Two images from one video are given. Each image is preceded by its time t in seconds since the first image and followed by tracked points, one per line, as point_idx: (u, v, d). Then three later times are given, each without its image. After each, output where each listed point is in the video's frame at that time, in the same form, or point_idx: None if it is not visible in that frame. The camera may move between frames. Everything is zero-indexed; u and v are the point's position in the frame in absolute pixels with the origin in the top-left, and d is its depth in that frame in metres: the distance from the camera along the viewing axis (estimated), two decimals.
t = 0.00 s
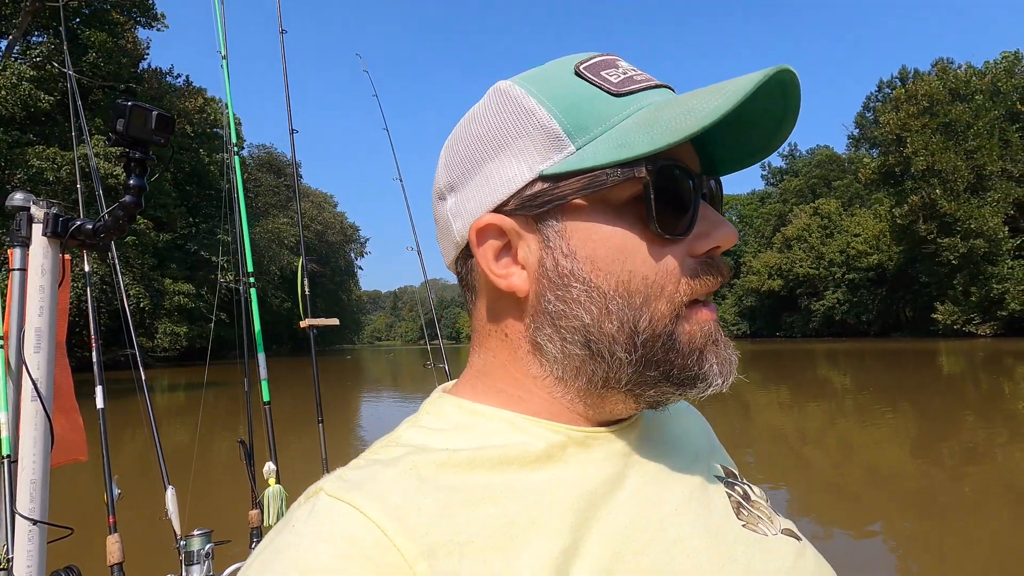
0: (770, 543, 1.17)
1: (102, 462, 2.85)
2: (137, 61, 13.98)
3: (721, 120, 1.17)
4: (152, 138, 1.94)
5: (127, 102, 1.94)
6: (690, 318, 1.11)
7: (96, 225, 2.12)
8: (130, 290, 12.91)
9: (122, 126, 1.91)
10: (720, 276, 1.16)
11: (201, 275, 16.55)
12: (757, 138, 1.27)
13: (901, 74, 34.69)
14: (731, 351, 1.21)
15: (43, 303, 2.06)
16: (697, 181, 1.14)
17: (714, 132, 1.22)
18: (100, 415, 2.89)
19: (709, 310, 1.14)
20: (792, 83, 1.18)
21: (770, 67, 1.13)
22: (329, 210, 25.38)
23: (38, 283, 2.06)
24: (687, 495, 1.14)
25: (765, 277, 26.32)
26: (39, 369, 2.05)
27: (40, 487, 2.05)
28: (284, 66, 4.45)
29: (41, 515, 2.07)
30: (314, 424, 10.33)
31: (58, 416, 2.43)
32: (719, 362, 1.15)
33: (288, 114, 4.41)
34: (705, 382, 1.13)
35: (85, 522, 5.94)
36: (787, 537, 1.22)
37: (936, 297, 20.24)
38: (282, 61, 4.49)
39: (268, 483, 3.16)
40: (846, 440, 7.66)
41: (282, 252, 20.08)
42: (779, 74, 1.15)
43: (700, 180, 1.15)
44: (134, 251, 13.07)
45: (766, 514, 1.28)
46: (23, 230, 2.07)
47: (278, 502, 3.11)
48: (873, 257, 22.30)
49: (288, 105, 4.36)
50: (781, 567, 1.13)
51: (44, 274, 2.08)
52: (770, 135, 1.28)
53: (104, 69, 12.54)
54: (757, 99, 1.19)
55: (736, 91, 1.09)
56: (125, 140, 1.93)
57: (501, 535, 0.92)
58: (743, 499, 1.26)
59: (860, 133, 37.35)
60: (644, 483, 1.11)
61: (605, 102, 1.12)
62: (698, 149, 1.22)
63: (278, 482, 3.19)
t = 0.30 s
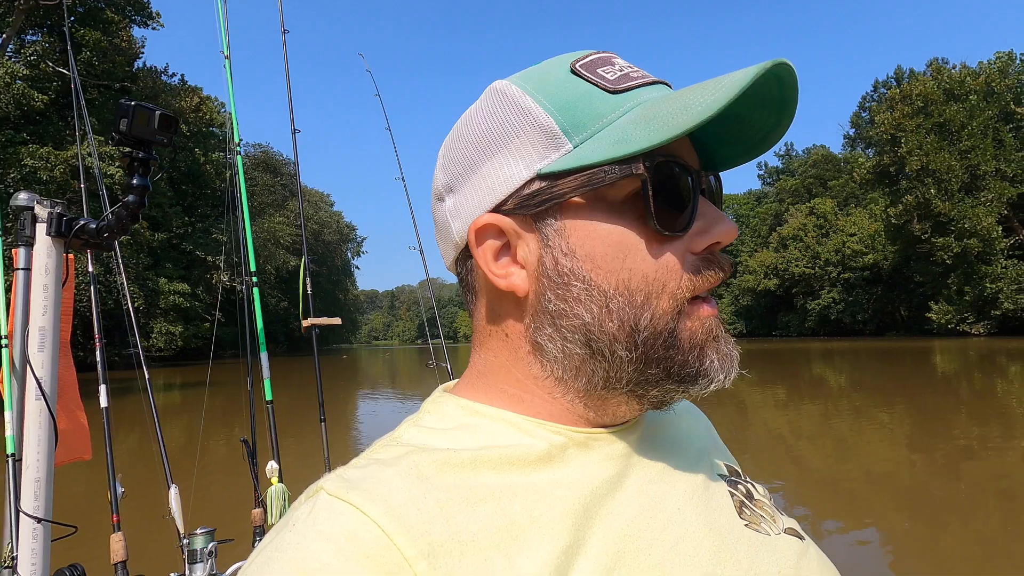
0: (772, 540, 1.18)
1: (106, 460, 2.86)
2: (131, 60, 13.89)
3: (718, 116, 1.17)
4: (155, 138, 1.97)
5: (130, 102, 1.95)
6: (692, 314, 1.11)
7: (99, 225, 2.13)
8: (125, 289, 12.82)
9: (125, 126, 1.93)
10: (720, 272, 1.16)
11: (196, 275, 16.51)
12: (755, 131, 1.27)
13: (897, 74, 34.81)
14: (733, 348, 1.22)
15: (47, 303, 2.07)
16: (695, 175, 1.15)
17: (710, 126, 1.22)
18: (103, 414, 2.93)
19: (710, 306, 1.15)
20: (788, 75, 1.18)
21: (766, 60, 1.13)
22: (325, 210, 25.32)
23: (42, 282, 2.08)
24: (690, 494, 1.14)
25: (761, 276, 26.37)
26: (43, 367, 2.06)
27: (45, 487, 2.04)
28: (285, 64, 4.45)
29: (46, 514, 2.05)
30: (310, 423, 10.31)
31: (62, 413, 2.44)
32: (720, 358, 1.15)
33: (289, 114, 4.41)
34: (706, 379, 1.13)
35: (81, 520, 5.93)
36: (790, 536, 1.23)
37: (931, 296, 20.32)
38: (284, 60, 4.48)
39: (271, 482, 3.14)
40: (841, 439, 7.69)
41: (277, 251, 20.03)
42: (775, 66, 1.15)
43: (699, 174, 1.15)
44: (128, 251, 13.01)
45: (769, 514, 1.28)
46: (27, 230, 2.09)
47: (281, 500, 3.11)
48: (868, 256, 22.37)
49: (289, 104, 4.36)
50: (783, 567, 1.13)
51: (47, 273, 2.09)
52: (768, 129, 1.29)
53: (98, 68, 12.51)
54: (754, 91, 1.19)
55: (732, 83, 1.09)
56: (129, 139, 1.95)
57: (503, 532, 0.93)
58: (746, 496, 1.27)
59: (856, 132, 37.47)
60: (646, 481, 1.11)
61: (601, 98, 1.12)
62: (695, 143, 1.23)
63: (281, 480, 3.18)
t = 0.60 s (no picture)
0: (773, 538, 1.18)
1: (106, 461, 2.85)
2: (125, 58, 13.81)
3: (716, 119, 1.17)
4: (154, 139, 1.95)
5: (128, 104, 1.94)
6: (688, 322, 1.11)
7: (98, 226, 2.12)
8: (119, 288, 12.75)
9: (124, 127, 1.91)
10: (718, 278, 1.16)
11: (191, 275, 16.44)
12: (754, 135, 1.28)
13: (892, 74, 34.98)
14: (729, 353, 1.22)
15: (46, 305, 2.06)
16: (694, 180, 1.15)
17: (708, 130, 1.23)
18: (104, 413, 2.92)
19: (707, 312, 1.15)
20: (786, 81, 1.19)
21: (764, 65, 1.13)
22: (321, 209, 25.28)
23: (42, 284, 2.07)
24: (690, 491, 1.14)
25: (757, 275, 26.44)
26: (43, 369, 2.05)
27: (44, 488, 2.04)
28: (285, 65, 4.44)
29: (46, 515, 2.06)
30: (305, 423, 10.28)
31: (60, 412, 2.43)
32: (717, 364, 1.15)
33: (290, 116, 4.42)
34: (701, 384, 1.13)
35: (76, 521, 5.92)
36: (791, 533, 1.24)
37: (925, 295, 20.40)
38: (284, 60, 4.47)
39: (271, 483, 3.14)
40: (835, 437, 7.72)
41: (272, 250, 19.97)
42: (774, 71, 1.15)
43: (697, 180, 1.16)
44: (123, 250, 12.97)
45: (770, 510, 1.29)
46: (27, 232, 2.09)
47: (281, 500, 3.10)
48: (863, 256, 22.44)
49: (289, 104, 4.35)
50: (784, 562, 1.13)
51: (46, 275, 2.08)
52: (769, 132, 1.29)
53: (93, 66, 12.47)
54: (753, 96, 1.19)
55: (729, 88, 1.09)
56: (128, 141, 1.94)
57: (500, 530, 0.93)
58: (747, 496, 1.28)
59: (851, 132, 37.63)
60: (645, 480, 1.11)
61: (598, 101, 1.12)
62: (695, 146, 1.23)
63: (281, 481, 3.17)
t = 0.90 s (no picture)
0: (783, 538, 1.19)
1: (110, 462, 2.83)
2: (119, 57, 13.73)
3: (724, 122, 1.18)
4: (158, 141, 1.94)
5: (133, 106, 1.93)
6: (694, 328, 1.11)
7: (102, 229, 2.10)
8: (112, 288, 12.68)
9: (128, 129, 1.90)
10: (725, 285, 1.16)
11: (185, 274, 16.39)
12: (764, 136, 1.28)
13: (886, 74, 35.14)
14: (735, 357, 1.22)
15: (51, 307, 2.04)
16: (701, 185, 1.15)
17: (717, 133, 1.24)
18: (107, 414, 2.91)
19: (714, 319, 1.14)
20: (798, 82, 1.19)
21: (774, 67, 1.14)
22: (317, 208, 25.22)
23: (46, 286, 2.05)
24: (699, 492, 1.15)
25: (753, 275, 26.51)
26: (48, 371, 2.05)
27: (49, 490, 2.04)
28: (287, 65, 4.43)
29: (50, 518, 2.06)
30: (301, 422, 10.24)
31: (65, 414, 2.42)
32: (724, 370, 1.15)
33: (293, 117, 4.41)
34: (707, 391, 1.13)
35: (72, 522, 5.91)
36: (801, 534, 1.24)
37: (919, 294, 20.49)
38: (286, 60, 4.46)
39: (275, 484, 3.13)
40: (830, 436, 7.76)
41: (267, 250, 19.91)
42: (783, 73, 1.15)
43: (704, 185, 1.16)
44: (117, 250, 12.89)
45: (779, 511, 1.30)
46: (31, 233, 2.08)
47: (285, 501, 3.09)
48: (858, 255, 22.51)
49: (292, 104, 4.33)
50: (795, 564, 1.13)
51: (51, 277, 2.06)
52: (779, 134, 1.30)
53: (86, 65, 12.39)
54: (762, 99, 1.20)
55: (736, 90, 1.09)
56: (132, 143, 1.93)
57: (509, 530, 0.93)
58: (757, 494, 1.28)
59: (846, 132, 37.79)
60: (655, 480, 1.11)
61: (603, 104, 1.13)
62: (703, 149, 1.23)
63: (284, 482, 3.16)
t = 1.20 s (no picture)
0: (783, 539, 1.19)
1: (112, 461, 2.83)
2: (113, 55, 13.64)
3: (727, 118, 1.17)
4: (158, 140, 1.93)
5: (133, 105, 1.91)
6: (695, 331, 1.10)
7: (102, 228, 2.09)
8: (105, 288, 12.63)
9: (128, 128, 1.89)
10: (728, 288, 1.15)
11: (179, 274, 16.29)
12: (768, 133, 1.28)
13: (881, 75, 35.31)
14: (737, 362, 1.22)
15: (51, 306, 2.04)
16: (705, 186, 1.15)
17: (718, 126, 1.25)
18: (109, 413, 2.91)
19: (715, 322, 1.14)
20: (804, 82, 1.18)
21: (779, 67, 1.13)
22: (312, 207, 25.16)
23: (47, 285, 2.05)
24: (699, 494, 1.15)
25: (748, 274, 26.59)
26: (48, 371, 2.04)
27: (50, 488, 2.04)
28: (287, 64, 4.41)
29: (51, 517, 2.05)
30: (297, 422, 10.21)
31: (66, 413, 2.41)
32: (725, 374, 1.14)
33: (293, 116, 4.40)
34: (708, 396, 1.12)
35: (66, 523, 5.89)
36: (801, 535, 1.25)
37: (912, 294, 20.59)
38: (286, 59, 4.45)
39: (276, 484, 3.12)
40: (824, 435, 7.79)
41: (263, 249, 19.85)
42: (786, 74, 1.15)
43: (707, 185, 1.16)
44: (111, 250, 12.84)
45: (779, 511, 1.31)
46: (32, 233, 2.07)
47: (286, 501, 3.08)
48: (852, 255, 22.59)
49: (293, 104, 4.32)
50: (794, 565, 1.14)
51: (52, 277, 2.06)
52: (787, 132, 1.30)
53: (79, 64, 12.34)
54: (766, 95, 1.19)
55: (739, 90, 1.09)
56: (132, 142, 1.92)
57: (508, 531, 0.93)
58: (756, 495, 1.29)
59: (841, 132, 37.93)
60: (653, 481, 1.11)
61: (604, 102, 1.12)
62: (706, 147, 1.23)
63: (285, 482, 3.15)
